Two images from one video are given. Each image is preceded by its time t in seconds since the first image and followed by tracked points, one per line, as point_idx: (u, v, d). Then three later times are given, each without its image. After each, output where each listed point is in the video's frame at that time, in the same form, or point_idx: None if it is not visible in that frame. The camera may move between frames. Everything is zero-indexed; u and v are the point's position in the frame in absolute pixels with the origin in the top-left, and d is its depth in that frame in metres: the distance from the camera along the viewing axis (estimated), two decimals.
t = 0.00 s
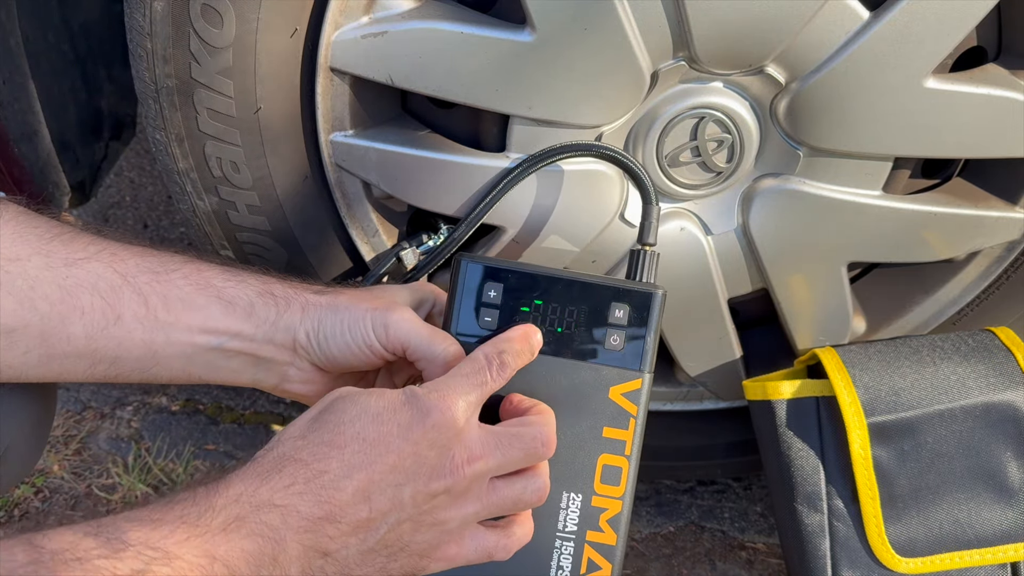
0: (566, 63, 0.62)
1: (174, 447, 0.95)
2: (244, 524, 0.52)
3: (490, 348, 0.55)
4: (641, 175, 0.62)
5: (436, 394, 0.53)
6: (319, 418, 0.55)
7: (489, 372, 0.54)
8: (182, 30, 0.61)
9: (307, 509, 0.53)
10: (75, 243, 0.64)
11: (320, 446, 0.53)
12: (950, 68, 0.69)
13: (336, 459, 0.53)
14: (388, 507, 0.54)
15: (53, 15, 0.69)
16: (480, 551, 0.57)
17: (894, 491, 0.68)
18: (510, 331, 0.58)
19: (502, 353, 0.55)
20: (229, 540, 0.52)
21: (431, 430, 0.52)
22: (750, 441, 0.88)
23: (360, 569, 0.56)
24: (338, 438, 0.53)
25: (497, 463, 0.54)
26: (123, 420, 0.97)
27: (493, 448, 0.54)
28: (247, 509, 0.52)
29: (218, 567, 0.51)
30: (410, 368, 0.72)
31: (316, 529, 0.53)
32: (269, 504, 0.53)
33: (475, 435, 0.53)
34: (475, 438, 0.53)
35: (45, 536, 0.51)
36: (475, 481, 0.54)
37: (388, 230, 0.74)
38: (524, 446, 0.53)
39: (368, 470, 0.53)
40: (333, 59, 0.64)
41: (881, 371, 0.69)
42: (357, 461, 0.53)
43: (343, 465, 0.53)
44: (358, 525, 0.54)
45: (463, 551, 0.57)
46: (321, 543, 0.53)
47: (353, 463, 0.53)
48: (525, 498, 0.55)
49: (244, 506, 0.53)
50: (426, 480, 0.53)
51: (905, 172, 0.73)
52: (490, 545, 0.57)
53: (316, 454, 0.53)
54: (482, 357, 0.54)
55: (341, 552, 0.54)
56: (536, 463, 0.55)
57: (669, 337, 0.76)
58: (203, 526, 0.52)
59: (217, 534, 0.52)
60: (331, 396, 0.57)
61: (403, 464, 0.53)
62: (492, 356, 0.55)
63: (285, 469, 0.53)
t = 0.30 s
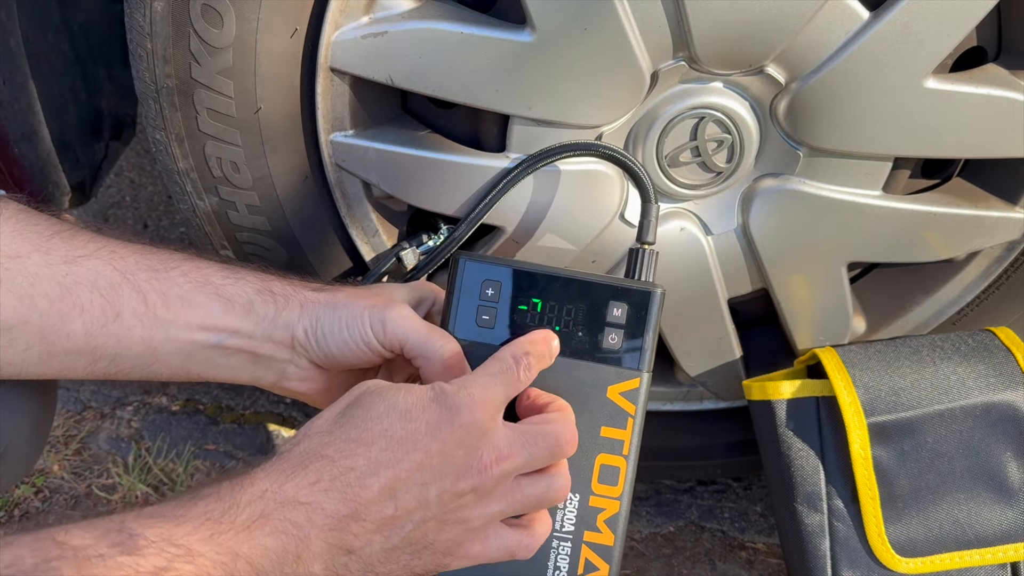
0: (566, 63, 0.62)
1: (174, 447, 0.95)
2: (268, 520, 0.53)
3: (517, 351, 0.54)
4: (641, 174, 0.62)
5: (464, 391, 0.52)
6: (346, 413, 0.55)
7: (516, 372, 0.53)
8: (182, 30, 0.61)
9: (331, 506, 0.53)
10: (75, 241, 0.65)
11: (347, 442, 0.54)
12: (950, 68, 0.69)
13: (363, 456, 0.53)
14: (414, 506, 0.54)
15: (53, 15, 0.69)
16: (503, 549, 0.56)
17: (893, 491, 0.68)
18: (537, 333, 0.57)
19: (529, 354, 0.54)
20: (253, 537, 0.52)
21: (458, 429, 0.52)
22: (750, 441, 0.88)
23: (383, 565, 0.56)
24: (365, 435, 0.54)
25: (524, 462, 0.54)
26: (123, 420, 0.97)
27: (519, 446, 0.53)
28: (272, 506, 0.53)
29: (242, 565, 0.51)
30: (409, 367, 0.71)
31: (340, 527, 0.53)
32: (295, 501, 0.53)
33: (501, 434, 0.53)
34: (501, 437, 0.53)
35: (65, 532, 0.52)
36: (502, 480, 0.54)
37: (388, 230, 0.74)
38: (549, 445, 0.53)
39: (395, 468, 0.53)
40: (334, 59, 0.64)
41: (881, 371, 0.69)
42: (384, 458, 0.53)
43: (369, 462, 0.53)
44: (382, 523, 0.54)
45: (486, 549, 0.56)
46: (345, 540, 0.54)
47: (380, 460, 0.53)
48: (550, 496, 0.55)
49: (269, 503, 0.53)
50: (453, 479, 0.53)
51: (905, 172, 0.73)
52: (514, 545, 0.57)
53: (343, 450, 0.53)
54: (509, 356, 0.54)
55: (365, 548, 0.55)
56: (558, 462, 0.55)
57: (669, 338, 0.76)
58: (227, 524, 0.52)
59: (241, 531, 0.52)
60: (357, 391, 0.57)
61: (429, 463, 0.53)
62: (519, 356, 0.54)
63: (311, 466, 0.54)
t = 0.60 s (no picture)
0: (566, 64, 0.62)
1: (174, 447, 0.95)
2: (292, 525, 0.52)
3: (532, 356, 0.55)
4: (641, 175, 0.62)
5: (487, 394, 0.52)
6: (370, 416, 0.55)
7: (535, 376, 0.54)
8: (182, 30, 0.61)
9: (356, 509, 0.53)
10: (74, 241, 0.65)
11: (371, 445, 0.53)
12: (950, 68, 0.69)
13: (388, 459, 0.53)
14: (439, 510, 0.53)
15: (54, 16, 0.69)
16: (523, 554, 0.56)
17: (893, 491, 0.68)
18: (552, 339, 0.58)
19: (544, 361, 0.54)
20: (277, 541, 0.52)
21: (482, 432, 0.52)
22: (750, 441, 0.88)
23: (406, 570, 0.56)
24: (389, 438, 0.53)
25: (546, 467, 0.53)
26: (123, 420, 0.96)
27: (542, 450, 0.53)
28: (296, 510, 0.52)
29: (265, 569, 0.51)
30: (410, 367, 0.72)
31: (364, 531, 0.53)
32: (319, 504, 0.53)
33: (523, 439, 0.53)
34: (524, 441, 0.53)
35: (85, 534, 0.53)
36: (525, 485, 0.53)
37: (388, 230, 0.74)
38: (569, 450, 0.53)
39: (419, 471, 0.53)
40: (334, 59, 0.64)
41: (881, 371, 0.69)
42: (408, 461, 0.53)
43: (394, 465, 0.53)
44: (406, 527, 0.53)
45: (507, 556, 0.56)
46: (369, 544, 0.53)
47: (404, 463, 0.53)
48: (570, 502, 0.55)
49: (292, 507, 0.53)
50: (477, 484, 0.53)
51: (905, 172, 0.73)
52: (531, 550, 0.57)
53: (367, 454, 0.53)
54: (525, 361, 0.54)
55: (389, 553, 0.54)
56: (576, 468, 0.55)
57: (670, 338, 0.76)
58: (251, 528, 0.52)
59: (265, 535, 0.52)
60: (378, 395, 0.56)
61: (454, 467, 0.52)
62: (535, 361, 0.54)
63: (336, 469, 0.53)
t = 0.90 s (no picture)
0: (567, 63, 0.62)
1: (174, 447, 0.95)
2: (274, 539, 0.50)
3: (578, 354, 0.51)
4: (641, 178, 0.62)
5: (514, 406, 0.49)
6: (376, 423, 0.52)
7: (576, 383, 0.51)
8: (182, 30, 0.61)
9: (348, 527, 0.50)
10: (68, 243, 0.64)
11: (374, 457, 0.51)
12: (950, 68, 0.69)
13: (391, 474, 0.50)
14: (444, 530, 0.51)
15: (53, 16, 0.69)
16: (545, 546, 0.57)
17: (894, 492, 0.68)
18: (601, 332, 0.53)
19: (593, 362, 0.51)
20: (256, 556, 0.50)
21: (502, 449, 0.49)
22: (750, 441, 0.88)
23: None
24: (396, 450, 0.51)
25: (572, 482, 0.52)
26: (123, 420, 0.96)
27: (571, 466, 0.52)
28: (281, 523, 0.50)
29: None
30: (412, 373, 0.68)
31: (355, 549, 0.51)
32: (306, 520, 0.51)
33: (552, 454, 0.51)
34: (552, 458, 0.51)
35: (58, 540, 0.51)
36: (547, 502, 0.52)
37: (388, 230, 0.74)
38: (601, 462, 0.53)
39: (424, 490, 0.50)
40: (333, 59, 0.64)
41: (881, 371, 0.69)
42: (415, 479, 0.50)
43: (396, 482, 0.50)
44: (405, 547, 0.51)
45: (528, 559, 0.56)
46: (362, 562, 0.51)
47: (408, 480, 0.50)
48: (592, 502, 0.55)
49: (277, 520, 0.51)
50: (496, 502, 0.51)
51: (905, 172, 0.73)
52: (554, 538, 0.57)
53: (370, 468, 0.51)
54: (569, 363, 0.51)
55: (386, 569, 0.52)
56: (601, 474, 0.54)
57: (670, 338, 0.76)
58: (226, 541, 0.50)
59: (243, 549, 0.50)
60: (391, 395, 0.53)
61: (466, 485, 0.50)
62: (580, 364, 0.51)
63: (330, 481, 0.51)
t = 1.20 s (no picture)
0: (567, 63, 0.62)
1: (174, 447, 0.95)
2: (266, 536, 0.52)
3: (523, 371, 0.55)
4: (641, 178, 0.62)
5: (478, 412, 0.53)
6: (354, 428, 0.54)
7: (523, 396, 0.54)
8: (182, 30, 0.61)
9: (334, 525, 0.53)
10: (65, 234, 0.65)
11: (356, 461, 0.53)
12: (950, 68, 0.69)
13: (374, 476, 0.53)
14: (421, 527, 0.54)
15: (53, 15, 0.69)
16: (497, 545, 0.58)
17: (894, 491, 0.68)
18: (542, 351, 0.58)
19: (535, 378, 0.55)
20: (251, 553, 0.52)
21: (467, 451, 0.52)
22: (750, 441, 0.88)
23: None
24: (377, 454, 0.53)
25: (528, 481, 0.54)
26: (123, 420, 0.96)
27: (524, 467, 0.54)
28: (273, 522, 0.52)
29: None
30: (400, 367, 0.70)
31: (342, 544, 0.53)
32: (297, 519, 0.53)
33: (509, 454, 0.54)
34: (511, 458, 0.54)
35: (58, 539, 0.52)
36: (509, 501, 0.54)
37: (388, 230, 0.74)
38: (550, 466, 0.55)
39: (403, 490, 0.53)
40: (333, 59, 0.64)
41: (881, 370, 0.69)
42: (394, 479, 0.53)
43: (379, 482, 0.53)
44: (386, 543, 0.54)
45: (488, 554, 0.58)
46: (348, 559, 0.53)
47: (390, 481, 0.53)
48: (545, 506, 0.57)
49: (269, 520, 0.53)
50: (465, 502, 0.54)
51: (905, 172, 0.73)
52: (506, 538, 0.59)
53: (353, 470, 0.53)
54: (516, 377, 0.55)
55: (368, 567, 0.54)
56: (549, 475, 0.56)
57: (670, 338, 0.76)
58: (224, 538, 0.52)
59: (238, 547, 0.52)
60: (365, 402, 0.56)
61: (441, 486, 0.53)
62: (525, 377, 0.54)
63: (317, 485, 0.53)
